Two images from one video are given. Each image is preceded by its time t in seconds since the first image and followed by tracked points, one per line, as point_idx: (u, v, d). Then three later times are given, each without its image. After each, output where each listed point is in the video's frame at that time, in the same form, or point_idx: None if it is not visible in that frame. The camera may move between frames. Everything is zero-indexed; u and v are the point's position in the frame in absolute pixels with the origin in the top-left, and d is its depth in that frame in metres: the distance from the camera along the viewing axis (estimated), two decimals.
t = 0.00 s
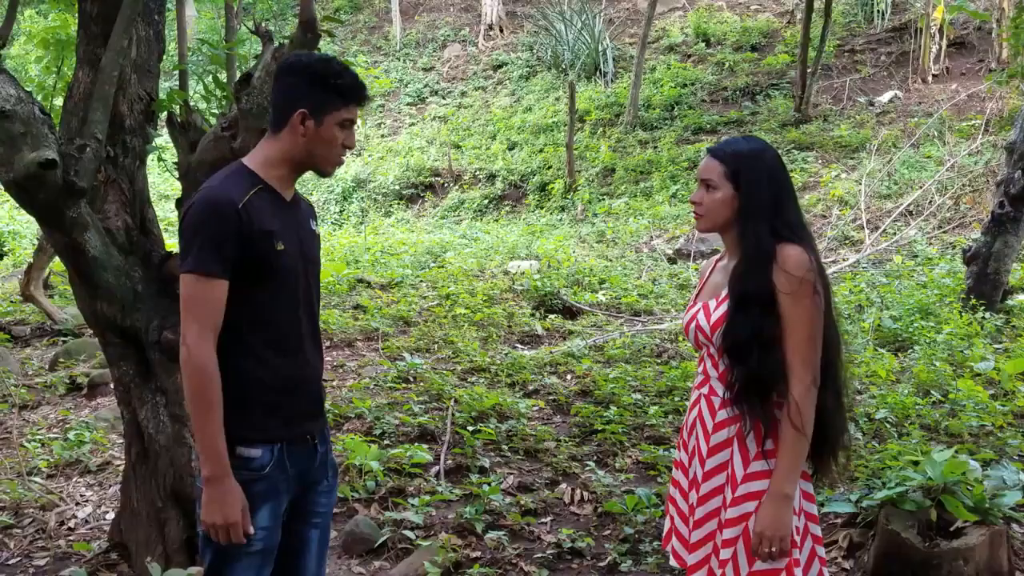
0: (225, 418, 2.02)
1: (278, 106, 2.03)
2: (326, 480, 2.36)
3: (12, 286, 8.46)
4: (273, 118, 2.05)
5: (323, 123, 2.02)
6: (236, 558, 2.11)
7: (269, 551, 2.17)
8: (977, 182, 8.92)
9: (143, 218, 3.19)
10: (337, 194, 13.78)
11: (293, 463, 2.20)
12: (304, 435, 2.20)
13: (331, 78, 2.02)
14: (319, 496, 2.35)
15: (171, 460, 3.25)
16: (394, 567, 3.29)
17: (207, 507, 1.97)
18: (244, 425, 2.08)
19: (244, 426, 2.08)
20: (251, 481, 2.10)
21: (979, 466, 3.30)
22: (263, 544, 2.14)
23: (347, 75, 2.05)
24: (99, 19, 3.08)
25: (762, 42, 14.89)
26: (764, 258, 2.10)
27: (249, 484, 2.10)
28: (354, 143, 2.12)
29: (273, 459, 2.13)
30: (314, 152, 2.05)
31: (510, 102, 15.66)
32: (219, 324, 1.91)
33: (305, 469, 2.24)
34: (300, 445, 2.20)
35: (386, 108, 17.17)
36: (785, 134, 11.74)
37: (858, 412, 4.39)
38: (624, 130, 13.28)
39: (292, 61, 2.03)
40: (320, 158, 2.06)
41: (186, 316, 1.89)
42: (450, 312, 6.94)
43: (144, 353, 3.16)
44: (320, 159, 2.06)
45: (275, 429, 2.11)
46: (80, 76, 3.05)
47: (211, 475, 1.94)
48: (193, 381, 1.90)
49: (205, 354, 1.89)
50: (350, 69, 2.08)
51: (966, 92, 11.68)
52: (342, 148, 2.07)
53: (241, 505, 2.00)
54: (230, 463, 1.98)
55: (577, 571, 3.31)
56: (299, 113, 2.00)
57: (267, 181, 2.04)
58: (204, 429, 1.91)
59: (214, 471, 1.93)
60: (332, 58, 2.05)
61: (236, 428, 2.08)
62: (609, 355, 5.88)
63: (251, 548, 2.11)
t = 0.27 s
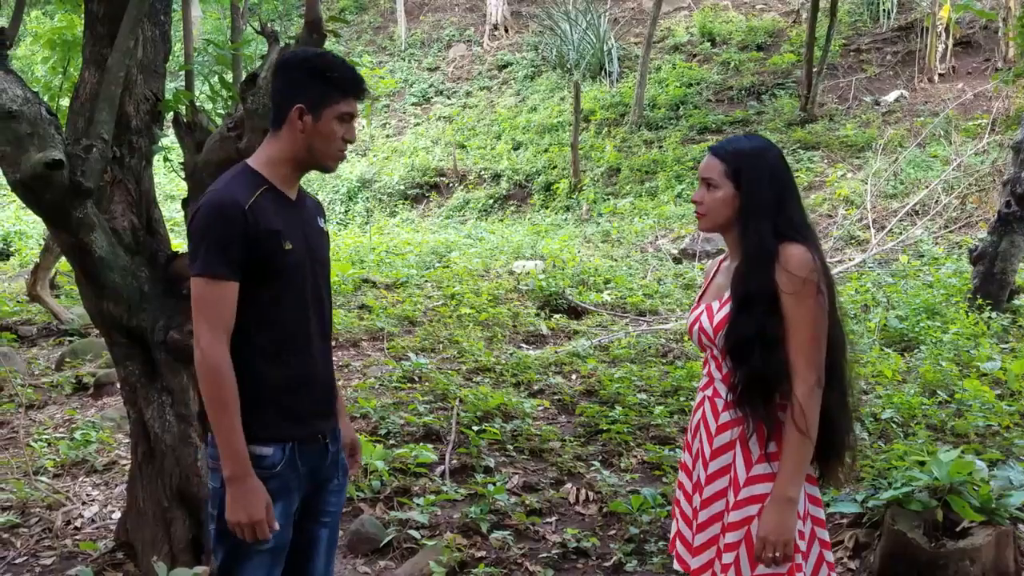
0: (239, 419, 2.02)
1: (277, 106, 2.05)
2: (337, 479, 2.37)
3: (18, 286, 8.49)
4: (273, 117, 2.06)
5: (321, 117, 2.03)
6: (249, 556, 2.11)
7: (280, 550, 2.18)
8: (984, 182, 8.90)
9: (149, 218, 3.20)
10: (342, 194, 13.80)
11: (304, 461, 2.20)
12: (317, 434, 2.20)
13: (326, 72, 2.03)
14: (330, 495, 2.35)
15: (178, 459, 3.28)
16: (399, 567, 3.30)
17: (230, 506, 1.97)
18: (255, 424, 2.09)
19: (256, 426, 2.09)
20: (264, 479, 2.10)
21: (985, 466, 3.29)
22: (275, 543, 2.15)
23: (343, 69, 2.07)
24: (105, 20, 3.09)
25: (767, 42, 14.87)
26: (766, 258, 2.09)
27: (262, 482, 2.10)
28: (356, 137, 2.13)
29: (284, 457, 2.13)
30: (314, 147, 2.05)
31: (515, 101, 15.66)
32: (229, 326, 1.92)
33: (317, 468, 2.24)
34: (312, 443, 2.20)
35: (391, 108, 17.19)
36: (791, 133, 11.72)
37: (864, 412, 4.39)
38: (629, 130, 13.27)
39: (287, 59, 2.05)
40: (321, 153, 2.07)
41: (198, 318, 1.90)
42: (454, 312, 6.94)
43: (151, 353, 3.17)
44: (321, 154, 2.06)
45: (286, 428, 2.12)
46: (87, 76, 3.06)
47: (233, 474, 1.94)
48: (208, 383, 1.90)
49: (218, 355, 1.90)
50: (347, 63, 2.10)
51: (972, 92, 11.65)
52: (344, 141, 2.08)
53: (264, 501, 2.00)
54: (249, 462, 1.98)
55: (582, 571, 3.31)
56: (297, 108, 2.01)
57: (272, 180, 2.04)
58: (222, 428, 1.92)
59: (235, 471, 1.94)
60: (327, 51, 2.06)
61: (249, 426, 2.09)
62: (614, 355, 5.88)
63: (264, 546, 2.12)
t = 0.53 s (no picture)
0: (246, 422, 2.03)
1: (274, 107, 2.05)
2: (344, 479, 2.36)
3: (22, 286, 8.51)
4: (270, 118, 2.06)
5: (318, 115, 2.02)
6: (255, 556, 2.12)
7: (287, 551, 2.17)
8: (988, 182, 8.87)
9: (151, 219, 3.21)
10: (346, 194, 13.80)
11: (313, 462, 2.20)
12: (325, 435, 2.20)
13: (321, 71, 2.03)
14: (337, 496, 2.35)
15: (180, 460, 3.27)
16: (401, 568, 3.30)
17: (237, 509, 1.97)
18: (261, 426, 2.09)
19: (262, 427, 2.10)
20: (272, 479, 2.10)
21: (988, 467, 3.28)
22: (282, 543, 2.15)
23: (338, 66, 2.07)
24: (108, 21, 3.09)
25: (771, 41, 14.84)
26: (764, 260, 2.09)
27: (270, 483, 2.11)
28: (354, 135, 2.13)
29: (294, 458, 2.13)
30: (312, 146, 2.05)
31: (518, 102, 15.66)
32: (236, 330, 1.93)
33: (325, 469, 2.24)
34: (320, 445, 2.20)
35: (394, 108, 17.19)
36: (795, 133, 11.70)
37: (867, 413, 4.37)
38: (632, 129, 13.26)
39: (282, 59, 2.05)
40: (320, 152, 2.06)
41: (205, 323, 1.90)
42: (457, 313, 6.94)
43: (153, 354, 3.17)
44: (319, 152, 2.06)
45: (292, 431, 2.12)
46: (89, 78, 3.06)
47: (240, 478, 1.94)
48: (215, 387, 1.91)
49: (225, 359, 1.91)
50: (342, 60, 2.10)
51: (976, 91, 11.62)
52: (342, 139, 2.08)
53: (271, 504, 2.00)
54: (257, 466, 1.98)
55: (584, 572, 3.31)
56: (293, 107, 2.01)
57: (274, 183, 2.04)
58: (230, 432, 1.92)
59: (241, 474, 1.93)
60: (322, 50, 2.06)
61: (257, 427, 2.09)
62: (617, 356, 5.87)
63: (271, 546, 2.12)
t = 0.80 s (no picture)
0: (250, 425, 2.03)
1: (278, 110, 2.05)
2: (346, 481, 2.36)
3: (23, 287, 8.52)
4: (274, 120, 2.06)
5: (322, 117, 2.03)
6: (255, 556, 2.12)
7: (290, 551, 2.18)
8: (988, 182, 8.83)
9: (151, 220, 3.21)
10: (346, 195, 13.81)
11: (316, 463, 2.20)
12: (329, 436, 2.20)
13: (323, 72, 2.03)
14: (338, 497, 2.35)
15: (180, 461, 3.27)
16: (400, 569, 3.30)
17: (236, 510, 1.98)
18: (266, 426, 2.10)
19: (266, 428, 2.10)
20: (275, 479, 2.11)
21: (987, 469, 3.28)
22: (285, 544, 2.15)
23: (341, 68, 2.07)
24: (107, 23, 3.09)
25: (772, 41, 14.85)
26: (757, 262, 2.09)
27: (273, 483, 2.11)
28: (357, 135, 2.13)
29: (297, 458, 2.13)
30: (316, 147, 2.05)
31: (519, 102, 15.66)
32: (242, 335, 1.93)
33: (328, 469, 2.24)
34: (322, 447, 2.20)
35: (394, 108, 17.19)
36: (795, 133, 11.70)
37: (867, 414, 4.37)
38: (633, 130, 13.27)
39: (284, 62, 2.05)
40: (324, 154, 2.06)
41: (211, 326, 1.91)
42: (457, 313, 6.94)
43: (153, 355, 3.17)
44: (323, 153, 2.06)
45: (297, 433, 2.12)
46: (89, 79, 3.06)
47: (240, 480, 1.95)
48: (221, 390, 1.91)
49: (231, 363, 1.91)
50: (345, 62, 2.10)
51: (977, 92, 11.62)
52: (346, 140, 2.08)
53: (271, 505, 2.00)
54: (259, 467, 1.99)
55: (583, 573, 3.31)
56: (297, 108, 2.02)
57: (280, 185, 2.04)
58: (232, 436, 1.93)
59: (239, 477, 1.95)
60: (325, 52, 2.07)
61: (261, 428, 2.10)
62: (617, 356, 5.88)
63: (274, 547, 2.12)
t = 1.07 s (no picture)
0: (251, 421, 2.03)
1: (281, 107, 2.04)
2: (346, 478, 2.35)
3: (21, 286, 8.50)
4: (278, 117, 2.05)
5: (325, 115, 2.02)
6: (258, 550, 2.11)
7: (294, 546, 2.18)
8: (988, 181, 8.80)
9: (147, 218, 3.20)
10: (345, 194, 13.81)
11: (316, 458, 2.20)
12: (329, 432, 2.20)
13: (327, 70, 2.02)
14: (337, 495, 2.34)
15: (176, 459, 3.26)
16: (396, 567, 3.29)
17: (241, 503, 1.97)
18: (266, 422, 2.09)
19: (267, 422, 2.09)
20: (275, 473, 2.11)
21: (985, 466, 3.28)
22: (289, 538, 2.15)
23: (343, 65, 2.05)
24: (103, 20, 3.08)
25: (771, 41, 14.84)
26: (751, 258, 2.08)
27: (273, 477, 2.11)
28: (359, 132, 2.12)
29: (296, 453, 2.13)
30: (320, 145, 2.05)
31: (518, 101, 15.65)
32: (245, 330, 1.92)
33: (329, 465, 2.24)
34: (323, 441, 2.20)
35: (394, 108, 17.19)
36: (794, 132, 11.70)
37: (865, 412, 4.36)
38: (632, 129, 13.26)
39: (287, 58, 2.03)
40: (327, 151, 2.06)
41: (214, 321, 1.90)
42: (456, 312, 6.93)
43: (149, 353, 3.17)
44: (327, 151, 2.06)
45: (297, 427, 2.11)
46: (84, 76, 3.06)
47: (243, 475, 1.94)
48: (223, 387, 1.90)
49: (234, 357, 1.91)
50: (347, 59, 2.09)
51: (976, 91, 11.62)
52: (348, 138, 2.07)
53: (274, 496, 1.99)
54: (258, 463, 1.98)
55: (580, 571, 3.30)
56: (301, 106, 2.01)
57: (282, 181, 2.04)
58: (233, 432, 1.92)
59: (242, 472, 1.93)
60: (327, 49, 2.05)
61: (262, 422, 2.09)
62: (615, 355, 5.87)
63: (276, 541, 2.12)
